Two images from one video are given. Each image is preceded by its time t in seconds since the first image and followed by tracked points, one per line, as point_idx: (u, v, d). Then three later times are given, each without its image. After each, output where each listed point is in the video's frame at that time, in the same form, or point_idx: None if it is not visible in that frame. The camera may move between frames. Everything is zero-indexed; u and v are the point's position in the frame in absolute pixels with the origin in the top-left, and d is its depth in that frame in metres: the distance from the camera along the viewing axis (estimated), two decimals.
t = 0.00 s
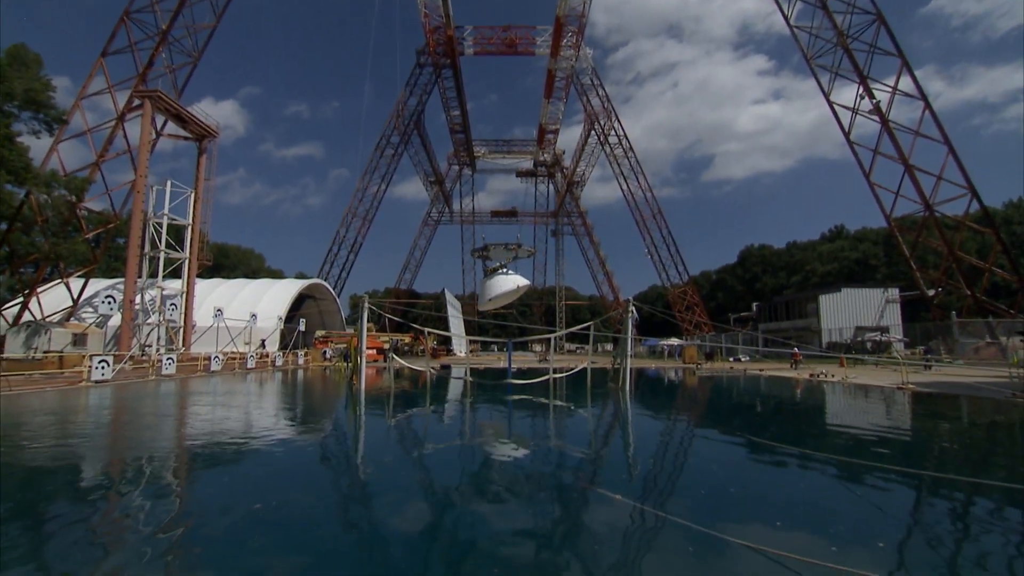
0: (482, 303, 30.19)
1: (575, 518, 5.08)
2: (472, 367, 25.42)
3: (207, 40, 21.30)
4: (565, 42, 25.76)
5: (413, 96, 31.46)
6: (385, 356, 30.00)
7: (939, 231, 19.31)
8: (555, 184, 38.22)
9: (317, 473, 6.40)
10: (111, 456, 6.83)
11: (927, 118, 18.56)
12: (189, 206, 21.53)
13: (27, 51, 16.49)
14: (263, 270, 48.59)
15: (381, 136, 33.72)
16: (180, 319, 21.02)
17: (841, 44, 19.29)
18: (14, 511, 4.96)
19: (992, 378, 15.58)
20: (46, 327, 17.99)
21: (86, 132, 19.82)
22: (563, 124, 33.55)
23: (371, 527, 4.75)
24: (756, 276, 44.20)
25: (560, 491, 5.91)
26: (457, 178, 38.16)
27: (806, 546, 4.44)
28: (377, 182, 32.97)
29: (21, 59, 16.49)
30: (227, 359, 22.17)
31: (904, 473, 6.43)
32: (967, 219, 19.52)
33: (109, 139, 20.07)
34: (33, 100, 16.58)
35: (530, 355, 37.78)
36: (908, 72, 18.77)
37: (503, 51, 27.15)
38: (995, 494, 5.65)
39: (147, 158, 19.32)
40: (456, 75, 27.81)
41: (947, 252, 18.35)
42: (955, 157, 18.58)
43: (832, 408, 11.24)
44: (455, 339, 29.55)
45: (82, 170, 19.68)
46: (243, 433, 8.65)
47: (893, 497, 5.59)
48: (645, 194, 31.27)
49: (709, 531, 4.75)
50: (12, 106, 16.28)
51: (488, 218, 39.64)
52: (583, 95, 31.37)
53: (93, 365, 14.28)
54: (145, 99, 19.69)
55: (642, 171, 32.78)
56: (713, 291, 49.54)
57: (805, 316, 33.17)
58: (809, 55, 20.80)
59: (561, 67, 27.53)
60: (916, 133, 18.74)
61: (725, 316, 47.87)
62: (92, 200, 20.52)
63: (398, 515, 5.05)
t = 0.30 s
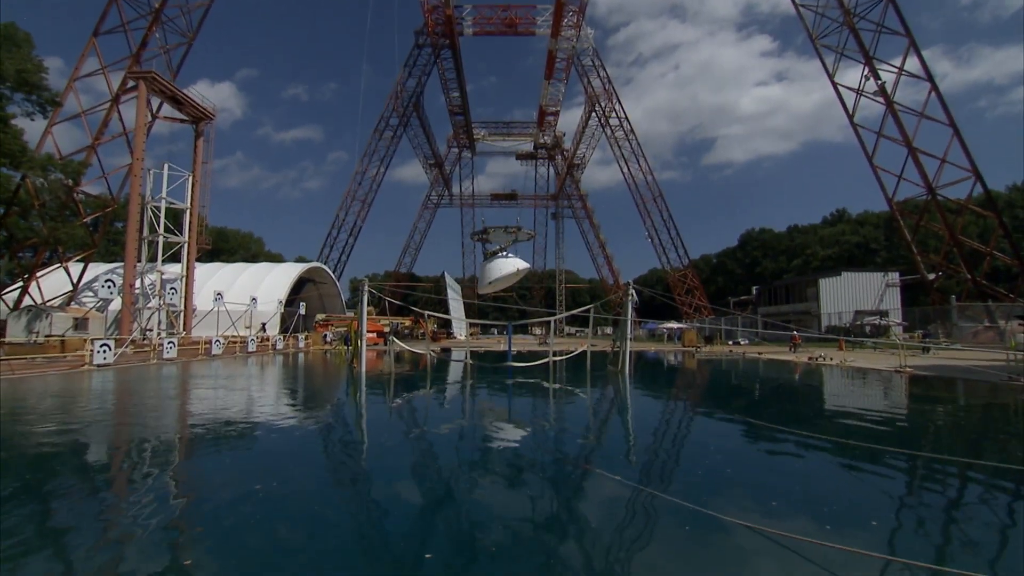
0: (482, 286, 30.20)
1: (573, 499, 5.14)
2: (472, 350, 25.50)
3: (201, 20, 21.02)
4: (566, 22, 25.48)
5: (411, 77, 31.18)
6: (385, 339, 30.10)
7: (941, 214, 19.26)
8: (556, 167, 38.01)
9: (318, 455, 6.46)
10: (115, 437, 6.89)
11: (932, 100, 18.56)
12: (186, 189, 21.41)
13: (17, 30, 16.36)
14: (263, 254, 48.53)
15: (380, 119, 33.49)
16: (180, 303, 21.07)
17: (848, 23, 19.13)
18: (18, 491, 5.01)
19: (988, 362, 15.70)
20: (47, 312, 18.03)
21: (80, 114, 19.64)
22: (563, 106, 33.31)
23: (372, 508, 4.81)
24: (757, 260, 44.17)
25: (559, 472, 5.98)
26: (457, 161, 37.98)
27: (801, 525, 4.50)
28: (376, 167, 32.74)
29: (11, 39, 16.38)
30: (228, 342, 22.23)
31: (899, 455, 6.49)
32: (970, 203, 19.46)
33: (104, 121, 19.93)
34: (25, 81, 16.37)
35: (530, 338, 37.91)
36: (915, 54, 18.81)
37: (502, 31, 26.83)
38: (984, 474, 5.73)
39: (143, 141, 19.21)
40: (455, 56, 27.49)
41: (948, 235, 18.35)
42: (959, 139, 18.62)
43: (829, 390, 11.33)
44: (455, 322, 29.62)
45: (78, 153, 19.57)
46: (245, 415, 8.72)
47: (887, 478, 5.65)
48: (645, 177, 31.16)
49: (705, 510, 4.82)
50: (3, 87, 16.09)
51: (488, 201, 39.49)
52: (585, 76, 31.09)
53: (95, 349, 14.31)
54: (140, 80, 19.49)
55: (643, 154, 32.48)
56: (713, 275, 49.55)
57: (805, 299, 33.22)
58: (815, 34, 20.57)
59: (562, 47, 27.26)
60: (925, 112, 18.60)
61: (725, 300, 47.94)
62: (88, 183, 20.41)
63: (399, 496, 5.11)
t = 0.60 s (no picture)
0: (482, 275, 30.20)
1: (573, 486, 5.19)
2: (472, 339, 25.55)
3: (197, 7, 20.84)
4: (566, 9, 25.30)
5: (410, 65, 30.96)
6: (385, 328, 30.16)
7: (943, 202, 19.18)
8: (556, 155, 37.85)
9: (319, 443, 6.50)
10: (117, 426, 6.93)
11: (936, 90, 18.66)
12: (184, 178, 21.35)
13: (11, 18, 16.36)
14: (263, 243, 48.51)
15: (379, 107, 33.35)
16: (180, 293, 21.09)
17: (855, 10, 18.99)
18: (23, 479, 5.05)
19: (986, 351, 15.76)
20: (47, 302, 18.05)
21: (76, 103, 19.53)
22: (564, 94, 33.12)
23: (374, 495, 4.86)
24: (757, 249, 44.13)
25: (559, 459, 6.02)
26: (457, 149, 37.87)
27: (798, 511, 4.54)
28: (375, 155, 33.29)
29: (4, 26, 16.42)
30: (228, 331, 22.26)
31: (896, 442, 6.53)
32: (973, 191, 19.36)
33: (100, 110, 19.83)
34: (19, 69, 16.26)
35: (530, 327, 38.01)
36: (920, 41, 18.84)
37: (502, 19, 26.63)
38: (981, 461, 5.78)
39: (140, 129, 19.13)
40: (455, 43, 27.29)
41: (949, 224, 18.31)
42: (961, 129, 18.71)
43: (828, 379, 11.39)
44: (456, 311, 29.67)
45: (75, 142, 19.49)
46: (246, 405, 8.74)
47: (884, 464, 5.69)
48: (647, 165, 31.14)
49: (705, 497, 4.86)
50: None
51: (488, 190, 39.37)
52: (585, 63, 30.87)
53: (95, 338, 14.35)
54: (136, 68, 19.35)
55: (643, 142, 32.30)
56: (713, 264, 49.56)
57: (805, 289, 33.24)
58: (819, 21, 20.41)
59: (563, 34, 27.06)
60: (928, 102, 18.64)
61: (724, 289, 48.00)
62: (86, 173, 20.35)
63: (400, 484, 5.16)
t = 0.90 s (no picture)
0: (482, 269, 30.19)
1: (572, 481, 5.19)
2: (472, 333, 25.57)
3: None
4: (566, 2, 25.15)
5: (410, 58, 30.82)
6: (385, 323, 30.17)
7: (943, 196, 19.11)
8: (556, 149, 37.75)
9: (319, 437, 6.52)
10: (118, 420, 6.98)
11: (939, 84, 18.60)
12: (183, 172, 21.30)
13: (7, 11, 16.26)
14: (262, 238, 48.48)
15: (378, 101, 33.27)
16: (180, 287, 21.09)
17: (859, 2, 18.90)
18: (26, 474, 5.07)
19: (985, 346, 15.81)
20: (47, 297, 18.06)
21: (75, 97, 19.46)
22: (564, 88, 33.01)
23: (375, 489, 4.86)
24: (757, 244, 44.08)
25: (560, 454, 6.03)
26: (457, 143, 37.76)
27: (798, 505, 4.55)
28: (374, 149, 32.99)
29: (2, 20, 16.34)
30: (229, 326, 22.27)
31: (896, 436, 6.54)
32: (975, 185, 19.28)
33: (98, 104, 19.76)
34: (16, 63, 16.18)
35: (530, 321, 38.04)
36: (923, 34, 18.72)
37: (501, 12, 26.51)
38: (979, 454, 5.82)
39: (139, 123, 19.07)
40: (454, 36, 27.16)
41: (949, 218, 18.24)
42: (964, 124, 18.63)
43: (827, 373, 11.43)
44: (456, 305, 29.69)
45: (73, 137, 19.44)
46: (246, 399, 8.74)
47: (883, 459, 5.70)
48: (647, 159, 31.03)
49: (707, 492, 4.86)
50: None
51: (488, 183, 39.29)
52: (585, 57, 30.77)
53: (95, 333, 14.38)
54: (134, 61, 19.27)
55: (644, 136, 32.24)
56: (713, 258, 49.56)
57: (805, 283, 33.26)
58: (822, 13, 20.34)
59: (563, 27, 26.93)
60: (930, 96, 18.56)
61: (725, 284, 48.00)
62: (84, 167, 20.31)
63: (401, 478, 5.17)
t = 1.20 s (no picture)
0: (482, 267, 30.18)
1: (571, 477, 5.21)
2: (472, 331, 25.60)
3: None
4: None
5: (409, 56, 30.77)
6: (385, 320, 30.19)
7: (944, 194, 19.08)
8: (556, 146, 37.71)
9: (319, 434, 6.54)
10: (119, 418, 7.00)
11: (939, 81, 18.55)
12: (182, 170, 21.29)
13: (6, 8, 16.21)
14: (262, 236, 48.49)
15: (378, 98, 33.27)
16: (180, 284, 21.11)
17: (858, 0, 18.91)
18: (27, 471, 5.07)
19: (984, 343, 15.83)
20: (46, 294, 18.07)
21: (74, 94, 19.44)
22: (564, 85, 32.96)
23: (374, 486, 4.89)
24: (757, 241, 44.08)
25: (559, 451, 6.06)
26: (457, 141, 37.74)
27: (796, 502, 4.57)
28: (375, 146, 33.63)
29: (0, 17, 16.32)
30: (229, 323, 22.27)
31: (894, 432, 6.57)
32: (975, 181, 19.25)
33: (97, 101, 19.74)
34: (14, 60, 16.15)
35: (530, 318, 38.07)
36: (924, 30, 18.67)
37: (501, 9, 26.46)
38: (978, 452, 5.82)
39: (138, 121, 19.08)
40: (454, 34, 27.09)
41: (950, 216, 18.21)
42: (965, 121, 18.62)
43: (826, 371, 11.43)
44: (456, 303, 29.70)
45: (72, 134, 19.42)
46: (247, 396, 8.76)
47: (880, 455, 5.73)
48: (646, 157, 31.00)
49: (705, 489, 4.86)
50: None
51: (487, 181, 39.26)
52: (586, 54, 30.75)
53: (95, 331, 14.38)
54: (134, 58, 19.25)
55: (644, 134, 31.81)
56: (713, 256, 49.61)
57: (804, 281, 33.28)
58: (821, 12, 20.36)
59: (563, 24, 26.90)
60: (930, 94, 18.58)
61: (725, 281, 48.02)
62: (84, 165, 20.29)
63: (400, 475, 5.19)
